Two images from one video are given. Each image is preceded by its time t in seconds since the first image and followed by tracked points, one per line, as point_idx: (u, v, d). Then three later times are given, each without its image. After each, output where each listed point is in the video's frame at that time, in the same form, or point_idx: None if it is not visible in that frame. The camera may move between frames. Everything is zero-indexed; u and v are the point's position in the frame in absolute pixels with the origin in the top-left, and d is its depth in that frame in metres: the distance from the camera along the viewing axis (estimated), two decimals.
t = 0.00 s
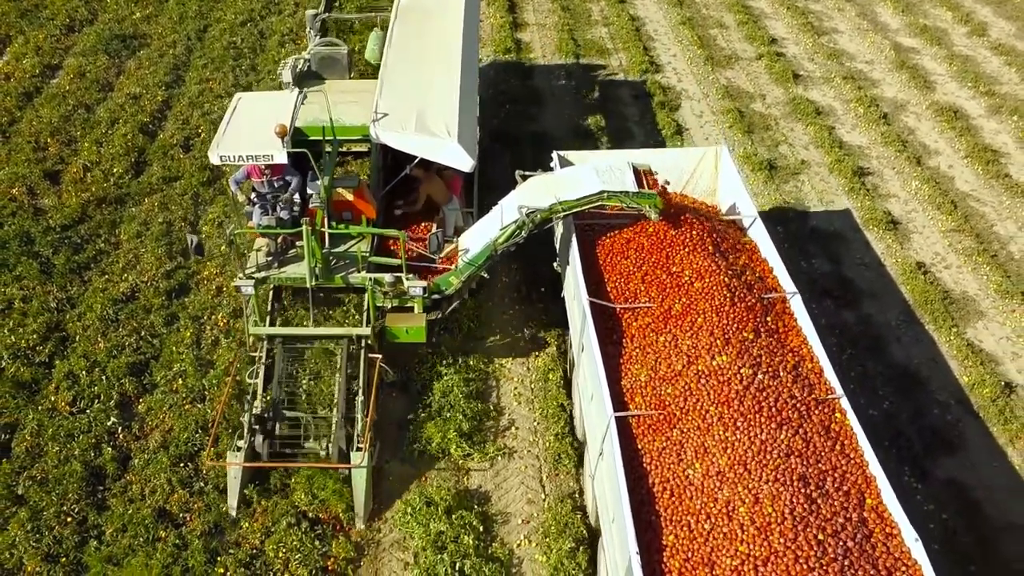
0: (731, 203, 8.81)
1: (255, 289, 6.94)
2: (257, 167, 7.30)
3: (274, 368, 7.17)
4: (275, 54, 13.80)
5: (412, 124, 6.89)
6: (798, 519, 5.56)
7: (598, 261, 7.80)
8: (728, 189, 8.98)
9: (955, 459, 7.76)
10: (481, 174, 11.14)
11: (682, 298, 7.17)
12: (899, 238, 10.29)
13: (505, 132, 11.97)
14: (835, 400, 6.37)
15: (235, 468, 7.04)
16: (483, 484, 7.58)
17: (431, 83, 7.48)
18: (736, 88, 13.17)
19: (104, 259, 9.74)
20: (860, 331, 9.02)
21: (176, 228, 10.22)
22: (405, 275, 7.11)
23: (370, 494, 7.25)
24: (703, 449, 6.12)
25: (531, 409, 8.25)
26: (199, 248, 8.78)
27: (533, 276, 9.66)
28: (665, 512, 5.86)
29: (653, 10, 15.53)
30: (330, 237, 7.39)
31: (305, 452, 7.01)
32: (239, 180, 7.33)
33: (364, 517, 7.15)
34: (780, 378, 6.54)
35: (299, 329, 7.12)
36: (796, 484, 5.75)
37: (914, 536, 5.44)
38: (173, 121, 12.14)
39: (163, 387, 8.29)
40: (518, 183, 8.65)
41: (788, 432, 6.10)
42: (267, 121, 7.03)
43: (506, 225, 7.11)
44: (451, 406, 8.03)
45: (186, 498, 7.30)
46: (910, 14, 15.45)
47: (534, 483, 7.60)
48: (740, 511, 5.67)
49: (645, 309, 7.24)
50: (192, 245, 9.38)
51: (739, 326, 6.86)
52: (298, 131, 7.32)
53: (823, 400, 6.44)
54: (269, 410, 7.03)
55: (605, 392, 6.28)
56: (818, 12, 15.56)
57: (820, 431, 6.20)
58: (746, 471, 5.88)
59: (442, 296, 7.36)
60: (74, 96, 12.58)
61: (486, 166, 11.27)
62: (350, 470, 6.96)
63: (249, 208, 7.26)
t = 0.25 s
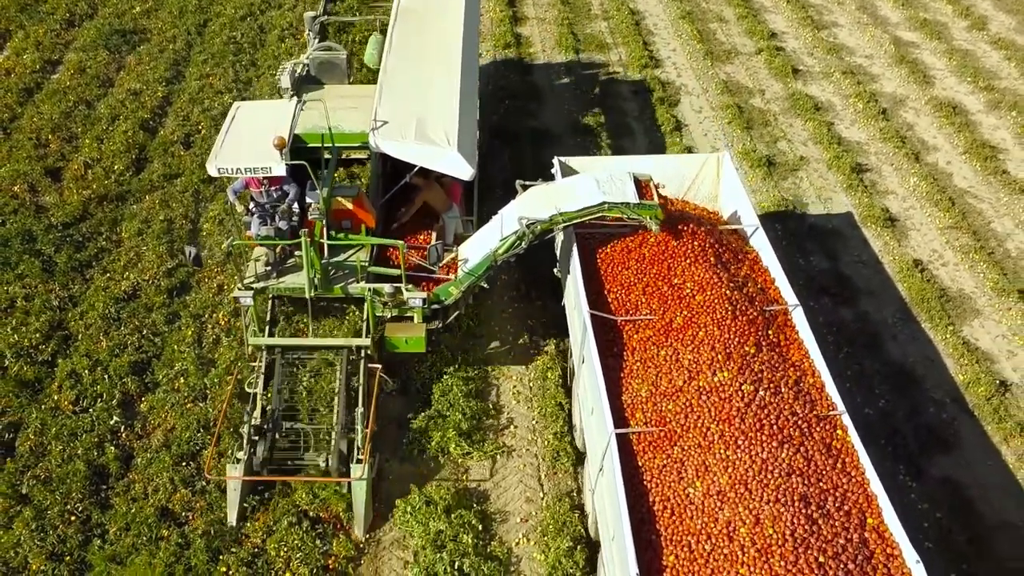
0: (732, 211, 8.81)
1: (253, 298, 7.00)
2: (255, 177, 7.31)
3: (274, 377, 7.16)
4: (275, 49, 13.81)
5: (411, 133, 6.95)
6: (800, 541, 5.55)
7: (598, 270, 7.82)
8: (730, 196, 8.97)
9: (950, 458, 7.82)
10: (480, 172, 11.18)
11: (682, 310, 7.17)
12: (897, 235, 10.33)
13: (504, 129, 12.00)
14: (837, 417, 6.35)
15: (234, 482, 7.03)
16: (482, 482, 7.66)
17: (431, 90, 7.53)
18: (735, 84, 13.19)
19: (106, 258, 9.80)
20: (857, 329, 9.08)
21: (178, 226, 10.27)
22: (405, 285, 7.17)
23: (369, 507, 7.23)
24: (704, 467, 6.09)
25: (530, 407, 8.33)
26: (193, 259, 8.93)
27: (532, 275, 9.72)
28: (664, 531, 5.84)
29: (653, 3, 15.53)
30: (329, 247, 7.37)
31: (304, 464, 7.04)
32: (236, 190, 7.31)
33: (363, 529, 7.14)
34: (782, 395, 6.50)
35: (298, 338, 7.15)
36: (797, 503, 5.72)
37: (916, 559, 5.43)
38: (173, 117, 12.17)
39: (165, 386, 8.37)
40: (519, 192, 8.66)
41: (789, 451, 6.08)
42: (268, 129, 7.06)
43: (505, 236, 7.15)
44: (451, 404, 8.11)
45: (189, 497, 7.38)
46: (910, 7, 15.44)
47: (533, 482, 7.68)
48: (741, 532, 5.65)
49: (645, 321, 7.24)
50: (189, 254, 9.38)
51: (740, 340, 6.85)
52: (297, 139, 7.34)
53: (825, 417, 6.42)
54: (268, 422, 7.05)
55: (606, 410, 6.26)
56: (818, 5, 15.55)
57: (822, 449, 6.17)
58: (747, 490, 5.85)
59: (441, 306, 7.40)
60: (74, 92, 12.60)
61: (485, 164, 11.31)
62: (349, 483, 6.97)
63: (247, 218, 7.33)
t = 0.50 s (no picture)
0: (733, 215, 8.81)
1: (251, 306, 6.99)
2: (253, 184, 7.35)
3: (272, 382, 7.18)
4: (274, 40, 13.81)
5: (412, 138, 6.98)
6: (798, 562, 5.61)
7: (598, 278, 7.86)
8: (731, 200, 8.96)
9: (945, 454, 7.89)
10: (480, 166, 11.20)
11: (682, 321, 7.19)
12: (894, 229, 10.37)
13: (504, 122, 12.01)
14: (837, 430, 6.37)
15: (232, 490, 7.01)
16: (480, 478, 7.73)
17: (431, 94, 7.56)
18: (734, 75, 13.18)
19: (106, 252, 9.84)
20: (853, 324, 9.14)
21: (177, 220, 10.31)
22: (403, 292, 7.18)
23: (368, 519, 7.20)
24: (703, 484, 6.15)
25: (528, 403, 8.39)
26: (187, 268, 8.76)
27: (531, 271, 9.77)
28: (664, 548, 5.92)
29: None
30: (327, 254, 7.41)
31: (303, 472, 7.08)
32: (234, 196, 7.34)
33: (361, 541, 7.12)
34: (782, 409, 6.52)
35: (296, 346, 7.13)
36: (797, 523, 5.78)
37: None
38: (172, 110, 12.18)
39: (165, 382, 8.44)
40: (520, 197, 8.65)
41: (789, 467, 6.11)
42: (266, 134, 7.12)
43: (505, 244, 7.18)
44: (450, 400, 8.16)
45: (190, 493, 7.46)
46: None
47: (530, 477, 7.76)
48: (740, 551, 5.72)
49: (645, 331, 7.28)
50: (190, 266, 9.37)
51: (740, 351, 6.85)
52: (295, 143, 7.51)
53: (825, 431, 6.44)
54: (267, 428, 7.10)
55: (605, 426, 6.30)
56: None
57: (822, 465, 6.21)
58: (746, 508, 5.89)
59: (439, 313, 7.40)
60: (73, 84, 12.60)
61: (484, 158, 11.32)
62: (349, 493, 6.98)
63: (245, 224, 7.37)
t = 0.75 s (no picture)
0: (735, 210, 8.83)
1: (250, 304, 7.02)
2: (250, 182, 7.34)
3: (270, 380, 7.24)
4: (273, 19, 13.74)
5: (411, 134, 6.99)
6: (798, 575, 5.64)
7: (598, 277, 7.87)
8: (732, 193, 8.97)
9: (941, 440, 7.97)
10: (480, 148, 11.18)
11: (682, 325, 7.21)
12: (894, 213, 10.38)
13: (504, 103, 11.98)
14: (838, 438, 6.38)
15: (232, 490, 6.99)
16: (480, 463, 7.82)
17: (431, 90, 7.56)
18: (735, 55, 13.12)
19: (108, 236, 9.87)
20: (851, 309, 9.19)
21: (178, 203, 10.32)
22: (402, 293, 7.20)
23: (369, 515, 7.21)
24: (703, 494, 6.19)
25: (528, 388, 8.47)
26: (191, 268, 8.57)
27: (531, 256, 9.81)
28: (664, 560, 5.97)
29: None
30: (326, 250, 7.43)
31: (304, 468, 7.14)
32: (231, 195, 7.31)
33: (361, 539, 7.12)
34: (782, 416, 6.53)
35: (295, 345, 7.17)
36: (797, 535, 5.81)
37: None
38: (172, 90, 12.15)
39: (168, 367, 8.51)
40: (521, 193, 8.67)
41: (789, 477, 6.13)
42: (263, 133, 7.15)
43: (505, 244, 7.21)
44: (450, 386, 8.23)
45: (194, 478, 7.55)
46: None
47: (530, 463, 7.84)
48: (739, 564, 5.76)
49: (646, 334, 7.30)
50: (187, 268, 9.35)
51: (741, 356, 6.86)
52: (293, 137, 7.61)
53: (827, 438, 6.45)
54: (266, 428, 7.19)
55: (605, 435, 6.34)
56: None
57: (823, 474, 6.21)
58: (746, 520, 5.93)
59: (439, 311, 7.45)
60: (72, 64, 12.56)
61: (484, 140, 11.30)
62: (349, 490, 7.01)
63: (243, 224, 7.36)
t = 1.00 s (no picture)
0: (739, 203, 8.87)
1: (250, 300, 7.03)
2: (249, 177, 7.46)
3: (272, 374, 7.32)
4: None
5: (410, 128, 7.03)
6: None
7: (601, 272, 7.90)
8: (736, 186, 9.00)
9: (937, 422, 8.06)
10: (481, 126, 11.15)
11: (686, 324, 7.25)
12: (895, 192, 10.39)
13: (505, 80, 11.93)
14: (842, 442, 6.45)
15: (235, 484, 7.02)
16: (481, 446, 7.92)
17: (430, 81, 7.58)
18: (737, 30, 13.04)
19: (110, 217, 9.90)
20: (851, 290, 9.24)
21: (179, 183, 10.33)
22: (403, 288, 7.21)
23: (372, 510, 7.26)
24: (706, 499, 6.27)
25: (529, 370, 8.54)
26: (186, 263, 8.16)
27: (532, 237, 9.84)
28: (666, 566, 6.09)
29: None
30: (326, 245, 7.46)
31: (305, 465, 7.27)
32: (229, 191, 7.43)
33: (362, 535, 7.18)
34: (786, 420, 6.59)
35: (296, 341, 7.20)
36: (799, 543, 5.91)
37: None
38: (171, 67, 12.10)
39: (172, 349, 8.58)
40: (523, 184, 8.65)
41: (793, 483, 6.20)
42: (261, 126, 7.18)
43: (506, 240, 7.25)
44: (451, 369, 8.30)
45: (199, 461, 7.65)
46: None
47: (531, 445, 7.94)
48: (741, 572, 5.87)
49: (650, 333, 7.34)
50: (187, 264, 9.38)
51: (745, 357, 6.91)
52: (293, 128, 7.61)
53: (830, 442, 6.52)
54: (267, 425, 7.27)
55: (609, 440, 6.40)
56: None
57: (826, 479, 6.28)
58: (749, 527, 6.02)
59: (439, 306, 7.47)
60: (70, 40, 12.49)
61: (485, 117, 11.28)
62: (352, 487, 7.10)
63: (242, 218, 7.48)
